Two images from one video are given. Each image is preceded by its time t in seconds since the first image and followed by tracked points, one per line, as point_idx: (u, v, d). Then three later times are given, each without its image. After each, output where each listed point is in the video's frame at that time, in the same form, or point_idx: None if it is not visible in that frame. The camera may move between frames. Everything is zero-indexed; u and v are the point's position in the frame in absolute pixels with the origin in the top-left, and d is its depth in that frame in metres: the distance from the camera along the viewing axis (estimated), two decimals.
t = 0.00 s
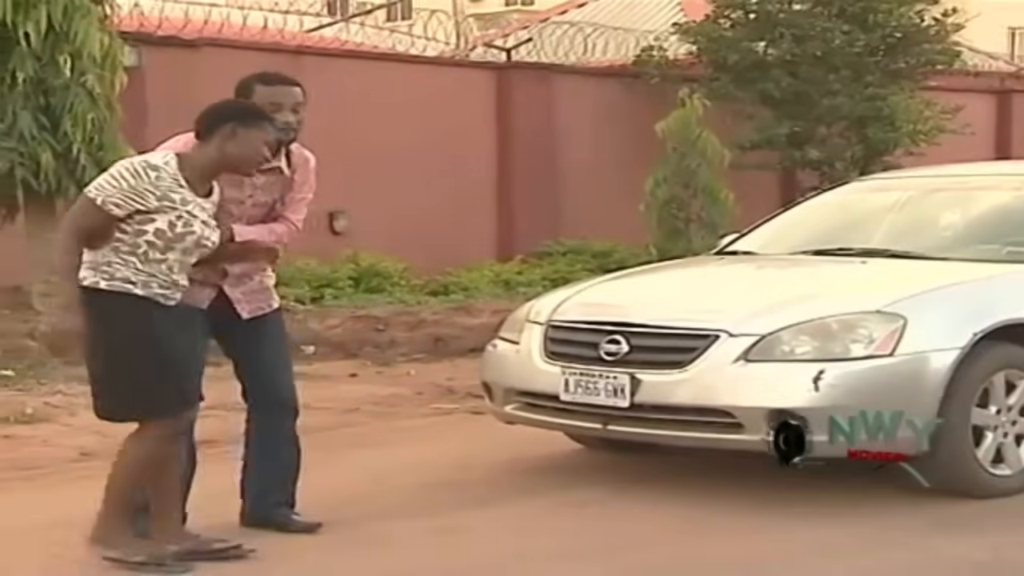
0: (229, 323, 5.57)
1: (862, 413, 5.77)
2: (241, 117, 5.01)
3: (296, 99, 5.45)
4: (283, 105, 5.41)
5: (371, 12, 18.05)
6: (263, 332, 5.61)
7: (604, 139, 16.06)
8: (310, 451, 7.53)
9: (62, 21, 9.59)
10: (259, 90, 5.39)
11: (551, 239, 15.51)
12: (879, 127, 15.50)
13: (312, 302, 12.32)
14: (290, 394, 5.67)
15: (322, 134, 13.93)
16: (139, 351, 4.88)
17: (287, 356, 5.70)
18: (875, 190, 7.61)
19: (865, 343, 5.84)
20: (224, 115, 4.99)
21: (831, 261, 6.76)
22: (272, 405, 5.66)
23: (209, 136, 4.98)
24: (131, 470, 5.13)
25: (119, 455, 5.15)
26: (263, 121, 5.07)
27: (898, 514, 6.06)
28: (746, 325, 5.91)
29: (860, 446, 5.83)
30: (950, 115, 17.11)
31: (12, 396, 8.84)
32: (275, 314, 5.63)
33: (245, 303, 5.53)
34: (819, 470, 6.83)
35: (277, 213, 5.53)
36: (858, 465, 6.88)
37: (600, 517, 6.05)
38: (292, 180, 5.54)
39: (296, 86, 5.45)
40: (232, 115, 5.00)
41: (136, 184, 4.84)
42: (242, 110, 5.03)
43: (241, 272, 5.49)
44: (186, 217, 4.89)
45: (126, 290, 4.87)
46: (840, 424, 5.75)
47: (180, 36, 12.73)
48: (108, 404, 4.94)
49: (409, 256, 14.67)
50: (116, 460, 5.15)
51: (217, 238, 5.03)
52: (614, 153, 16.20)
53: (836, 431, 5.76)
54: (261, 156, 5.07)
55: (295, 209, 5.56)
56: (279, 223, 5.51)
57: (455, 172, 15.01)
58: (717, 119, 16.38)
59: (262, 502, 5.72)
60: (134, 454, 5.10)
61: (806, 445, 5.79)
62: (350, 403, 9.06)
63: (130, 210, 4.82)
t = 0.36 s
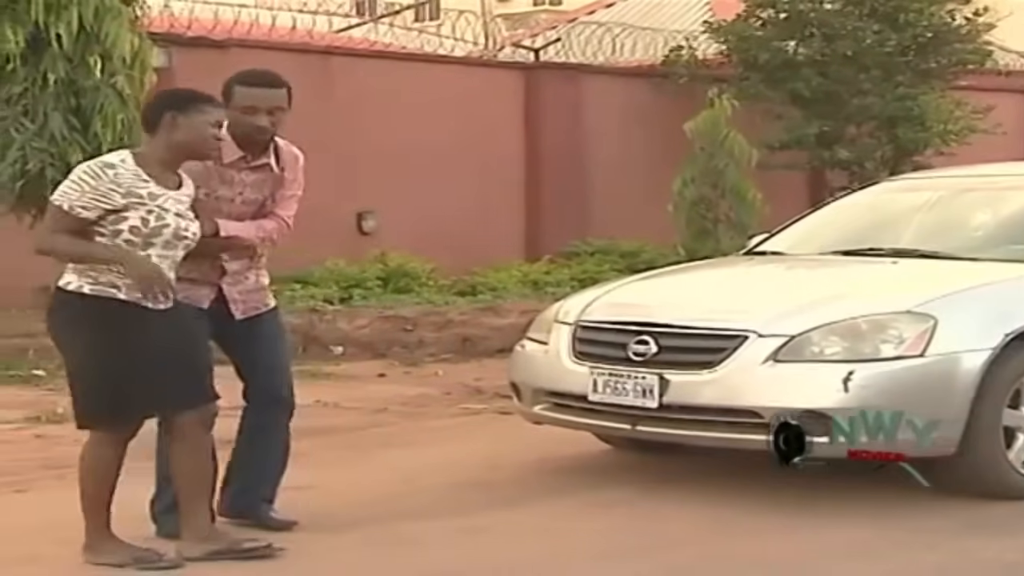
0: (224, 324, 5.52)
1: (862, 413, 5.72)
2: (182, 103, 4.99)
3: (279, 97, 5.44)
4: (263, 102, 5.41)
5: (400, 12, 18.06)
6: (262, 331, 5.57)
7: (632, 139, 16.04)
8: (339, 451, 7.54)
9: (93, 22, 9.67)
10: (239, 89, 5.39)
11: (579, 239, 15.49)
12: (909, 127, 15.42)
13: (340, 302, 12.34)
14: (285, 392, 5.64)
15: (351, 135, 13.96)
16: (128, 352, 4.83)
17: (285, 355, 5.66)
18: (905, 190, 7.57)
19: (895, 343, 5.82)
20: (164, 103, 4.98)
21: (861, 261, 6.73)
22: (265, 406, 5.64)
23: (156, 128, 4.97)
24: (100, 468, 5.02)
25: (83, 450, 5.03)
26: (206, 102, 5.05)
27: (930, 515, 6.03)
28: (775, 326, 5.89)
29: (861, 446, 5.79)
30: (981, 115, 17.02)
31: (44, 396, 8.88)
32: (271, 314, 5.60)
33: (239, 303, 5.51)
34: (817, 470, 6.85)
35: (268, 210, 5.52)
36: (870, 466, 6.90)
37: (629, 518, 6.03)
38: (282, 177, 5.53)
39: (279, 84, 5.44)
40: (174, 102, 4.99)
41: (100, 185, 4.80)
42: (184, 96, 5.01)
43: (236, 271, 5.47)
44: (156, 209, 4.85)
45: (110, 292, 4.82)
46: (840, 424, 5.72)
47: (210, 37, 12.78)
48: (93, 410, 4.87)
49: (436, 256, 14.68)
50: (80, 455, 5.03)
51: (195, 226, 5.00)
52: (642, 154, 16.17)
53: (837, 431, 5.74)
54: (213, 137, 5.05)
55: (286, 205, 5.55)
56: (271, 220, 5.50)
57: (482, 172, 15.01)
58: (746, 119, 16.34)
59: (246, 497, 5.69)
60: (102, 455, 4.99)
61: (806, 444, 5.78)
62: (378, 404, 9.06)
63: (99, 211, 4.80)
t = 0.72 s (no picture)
0: (242, 327, 5.54)
1: (863, 413, 5.69)
2: (158, 104, 4.95)
3: (290, 97, 5.39)
4: (275, 103, 5.37)
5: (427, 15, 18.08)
6: (280, 335, 5.58)
7: (658, 140, 16.01)
8: (367, 453, 7.54)
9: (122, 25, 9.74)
10: (252, 90, 5.38)
11: (605, 242, 15.47)
12: (937, 129, 15.36)
13: (367, 304, 12.36)
14: (295, 395, 5.65)
15: (378, 137, 13.98)
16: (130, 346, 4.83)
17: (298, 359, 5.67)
18: (935, 192, 7.54)
19: (924, 346, 5.80)
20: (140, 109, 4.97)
21: (890, 263, 6.70)
22: (280, 410, 5.65)
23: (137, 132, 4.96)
24: (117, 468, 5.01)
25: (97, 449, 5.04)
26: (183, 102, 4.98)
27: (960, 518, 6.01)
28: (802, 329, 5.87)
29: (861, 446, 5.75)
30: (1010, 116, 16.94)
31: (72, 397, 8.91)
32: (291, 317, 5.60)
33: (258, 305, 5.50)
34: (818, 470, 6.88)
35: (287, 213, 5.48)
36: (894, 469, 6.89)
37: (657, 521, 6.01)
38: (301, 178, 5.49)
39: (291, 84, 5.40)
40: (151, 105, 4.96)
41: (89, 191, 4.80)
42: (161, 98, 4.97)
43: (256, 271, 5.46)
44: (146, 211, 4.83)
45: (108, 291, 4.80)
46: (839, 423, 5.71)
47: (238, 40, 12.82)
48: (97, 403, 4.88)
49: (462, 258, 14.70)
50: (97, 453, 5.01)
51: (193, 224, 4.96)
52: (668, 156, 16.15)
53: (837, 431, 5.72)
54: (187, 137, 4.96)
55: (307, 207, 5.50)
56: (289, 221, 5.46)
57: (507, 174, 15.01)
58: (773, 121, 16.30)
59: (258, 500, 5.71)
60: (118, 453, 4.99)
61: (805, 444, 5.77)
62: (405, 406, 9.07)
63: (87, 216, 4.79)
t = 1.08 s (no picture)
0: (271, 327, 5.55)
1: (862, 413, 5.67)
2: (213, 116, 4.97)
3: (333, 110, 5.38)
4: (316, 114, 5.36)
5: (453, 15, 18.09)
6: (309, 335, 5.59)
7: (685, 142, 15.99)
8: (394, 454, 7.56)
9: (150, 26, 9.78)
10: (296, 99, 5.36)
11: (631, 243, 15.46)
12: (966, 129, 15.27)
13: (393, 305, 12.38)
14: (325, 396, 5.66)
15: (404, 139, 13.99)
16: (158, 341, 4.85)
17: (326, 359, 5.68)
18: (963, 193, 7.50)
19: (953, 347, 5.78)
20: (195, 119, 4.98)
21: (918, 264, 6.68)
22: (307, 409, 5.66)
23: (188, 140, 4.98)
24: (154, 464, 5.01)
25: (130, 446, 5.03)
26: (238, 116, 5.00)
27: (987, 521, 5.99)
28: (831, 330, 5.85)
29: (861, 447, 5.73)
30: None
31: (101, 397, 8.95)
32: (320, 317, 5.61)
33: (287, 306, 5.53)
34: (819, 469, 6.90)
35: (320, 218, 5.50)
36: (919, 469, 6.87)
37: (684, 522, 6.00)
38: (336, 184, 5.51)
39: (335, 97, 5.38)
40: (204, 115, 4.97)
41: (145, 204, 4.79)
42: (218, 108, 4.98)
43: (285, 274, 5.49)
44: (190, 227, 4.87)
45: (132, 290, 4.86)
46: (839, 423, 5.70)
47: (265, 41, 12.85)
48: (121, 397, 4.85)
49: (489, 259, 14.71)
50: (127, 450, 5.01)
51: (224, 239, 4.99)
52: (695, 157, 16.13)
53: (837, 431, 5.72)
54: (237, 152, 4.99)
55: (340, 213, 5.52)
56: (321, 228, 5.48)
57: (533, 176, 15.01)
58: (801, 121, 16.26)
59: (287, 500, 5.73)
60: (152, 449, 4.99)
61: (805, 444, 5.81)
62: (431, 407, 9.07)
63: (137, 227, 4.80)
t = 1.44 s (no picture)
0: (291, 327, 5.57)
1: (862, 412, 5.67)
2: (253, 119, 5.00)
3: (363, 118, 5.39)
4: (347, 122, 5.37)
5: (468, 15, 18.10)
6: (330, 334, 5.61)
7: (700, 141, 15.98)
8: (410, 454, 7.56)
9: (166, 27, 9.78)
10: (328, 105, 5.38)
11: (646, 243, 15.44)
12: (983, 129, 15.22)
13: (408, 305, 12.38)
14: (345, 396, 5.67)
15: (420, 138, 14.00)
16: (175, 350, 4.88)
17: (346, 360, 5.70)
18: (979, 193, 7.48)
19: (970, 347, 5.77)
20: (238, 121, 5.00)
21: (935, 264, 6.67)
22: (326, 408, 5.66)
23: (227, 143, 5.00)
24: (181, 466, 5.03)
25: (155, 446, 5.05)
26: (284, 122, 5.04)
27: (1005, 522, 5.97)
28: (848, 329, 5.84)
29: (862, 447, 5.72)
30: None
31: (117, 397, 8.97)
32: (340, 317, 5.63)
33: (308, 306, 5.54)
34: (818, 469, 6.88)
35: (342, 222, 5.50)
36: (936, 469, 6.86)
37: (699, 523, 5.99)
38: (361, 190, 5.52)
39: (367, 105, 5.39)
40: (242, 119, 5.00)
41: (179, 207, 4.86)
42: (259, 113, 5.02)
43: (306, 276, 5.49)
44: (223, 230, 4.93)
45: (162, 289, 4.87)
46: (839, 424, 5.71)
47: (280, 41, 12.88)
48: (146, 403, 4.93)
49: (505, 260, 14.71)
50: (155, 449, 5.03)
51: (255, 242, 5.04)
52: (711, 159, 16.11)
53: (838, 431, 5.72)
54: (279, 157, 5.01)
55: (362, 218, 5.53)
56: (343, 232, 5.49)
57: (549, 175, 15.00)
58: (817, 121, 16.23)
59: (302, 500, 5.73)
60: (176, 451, 5.01)
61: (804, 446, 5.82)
62: (447, 407, 9.07)
63: (172, 230, 4.87)
